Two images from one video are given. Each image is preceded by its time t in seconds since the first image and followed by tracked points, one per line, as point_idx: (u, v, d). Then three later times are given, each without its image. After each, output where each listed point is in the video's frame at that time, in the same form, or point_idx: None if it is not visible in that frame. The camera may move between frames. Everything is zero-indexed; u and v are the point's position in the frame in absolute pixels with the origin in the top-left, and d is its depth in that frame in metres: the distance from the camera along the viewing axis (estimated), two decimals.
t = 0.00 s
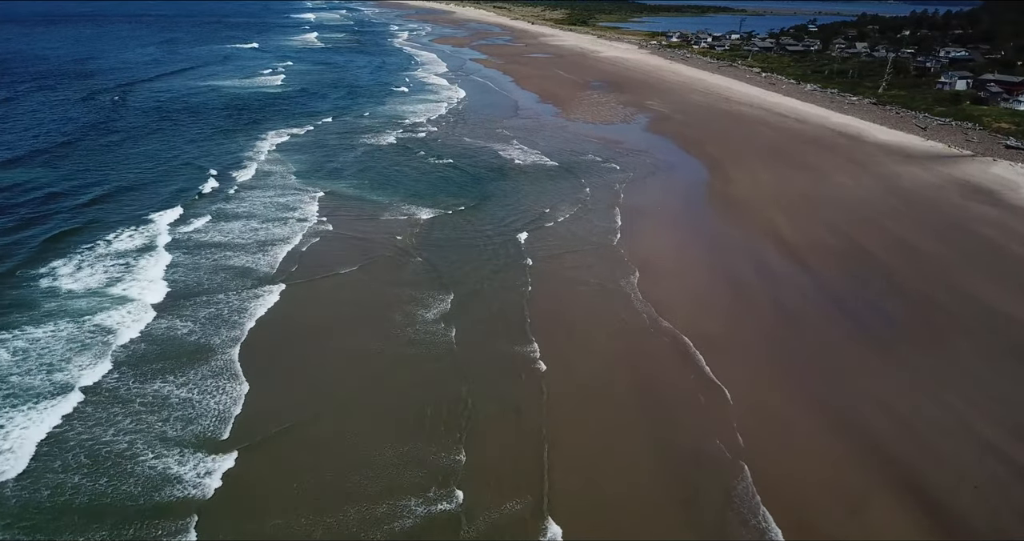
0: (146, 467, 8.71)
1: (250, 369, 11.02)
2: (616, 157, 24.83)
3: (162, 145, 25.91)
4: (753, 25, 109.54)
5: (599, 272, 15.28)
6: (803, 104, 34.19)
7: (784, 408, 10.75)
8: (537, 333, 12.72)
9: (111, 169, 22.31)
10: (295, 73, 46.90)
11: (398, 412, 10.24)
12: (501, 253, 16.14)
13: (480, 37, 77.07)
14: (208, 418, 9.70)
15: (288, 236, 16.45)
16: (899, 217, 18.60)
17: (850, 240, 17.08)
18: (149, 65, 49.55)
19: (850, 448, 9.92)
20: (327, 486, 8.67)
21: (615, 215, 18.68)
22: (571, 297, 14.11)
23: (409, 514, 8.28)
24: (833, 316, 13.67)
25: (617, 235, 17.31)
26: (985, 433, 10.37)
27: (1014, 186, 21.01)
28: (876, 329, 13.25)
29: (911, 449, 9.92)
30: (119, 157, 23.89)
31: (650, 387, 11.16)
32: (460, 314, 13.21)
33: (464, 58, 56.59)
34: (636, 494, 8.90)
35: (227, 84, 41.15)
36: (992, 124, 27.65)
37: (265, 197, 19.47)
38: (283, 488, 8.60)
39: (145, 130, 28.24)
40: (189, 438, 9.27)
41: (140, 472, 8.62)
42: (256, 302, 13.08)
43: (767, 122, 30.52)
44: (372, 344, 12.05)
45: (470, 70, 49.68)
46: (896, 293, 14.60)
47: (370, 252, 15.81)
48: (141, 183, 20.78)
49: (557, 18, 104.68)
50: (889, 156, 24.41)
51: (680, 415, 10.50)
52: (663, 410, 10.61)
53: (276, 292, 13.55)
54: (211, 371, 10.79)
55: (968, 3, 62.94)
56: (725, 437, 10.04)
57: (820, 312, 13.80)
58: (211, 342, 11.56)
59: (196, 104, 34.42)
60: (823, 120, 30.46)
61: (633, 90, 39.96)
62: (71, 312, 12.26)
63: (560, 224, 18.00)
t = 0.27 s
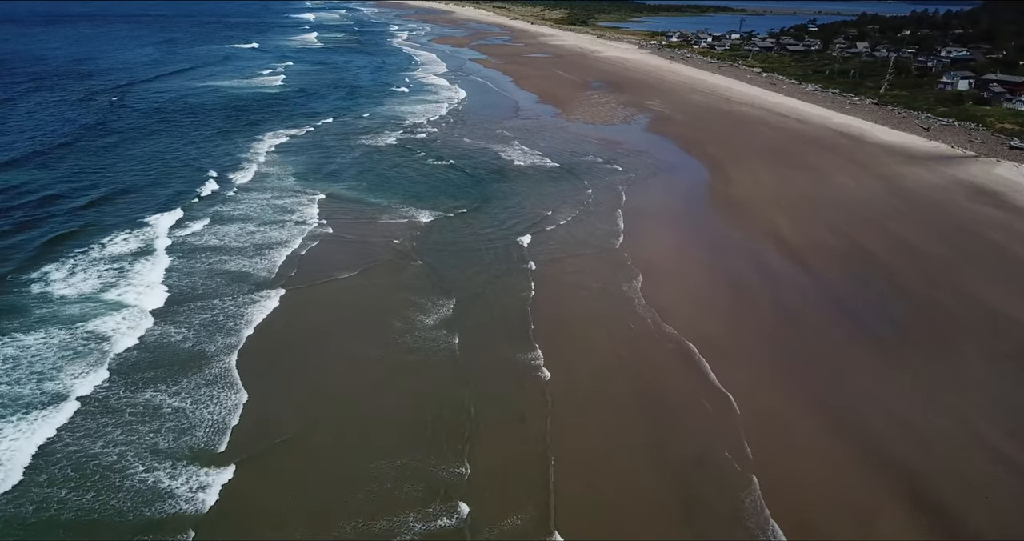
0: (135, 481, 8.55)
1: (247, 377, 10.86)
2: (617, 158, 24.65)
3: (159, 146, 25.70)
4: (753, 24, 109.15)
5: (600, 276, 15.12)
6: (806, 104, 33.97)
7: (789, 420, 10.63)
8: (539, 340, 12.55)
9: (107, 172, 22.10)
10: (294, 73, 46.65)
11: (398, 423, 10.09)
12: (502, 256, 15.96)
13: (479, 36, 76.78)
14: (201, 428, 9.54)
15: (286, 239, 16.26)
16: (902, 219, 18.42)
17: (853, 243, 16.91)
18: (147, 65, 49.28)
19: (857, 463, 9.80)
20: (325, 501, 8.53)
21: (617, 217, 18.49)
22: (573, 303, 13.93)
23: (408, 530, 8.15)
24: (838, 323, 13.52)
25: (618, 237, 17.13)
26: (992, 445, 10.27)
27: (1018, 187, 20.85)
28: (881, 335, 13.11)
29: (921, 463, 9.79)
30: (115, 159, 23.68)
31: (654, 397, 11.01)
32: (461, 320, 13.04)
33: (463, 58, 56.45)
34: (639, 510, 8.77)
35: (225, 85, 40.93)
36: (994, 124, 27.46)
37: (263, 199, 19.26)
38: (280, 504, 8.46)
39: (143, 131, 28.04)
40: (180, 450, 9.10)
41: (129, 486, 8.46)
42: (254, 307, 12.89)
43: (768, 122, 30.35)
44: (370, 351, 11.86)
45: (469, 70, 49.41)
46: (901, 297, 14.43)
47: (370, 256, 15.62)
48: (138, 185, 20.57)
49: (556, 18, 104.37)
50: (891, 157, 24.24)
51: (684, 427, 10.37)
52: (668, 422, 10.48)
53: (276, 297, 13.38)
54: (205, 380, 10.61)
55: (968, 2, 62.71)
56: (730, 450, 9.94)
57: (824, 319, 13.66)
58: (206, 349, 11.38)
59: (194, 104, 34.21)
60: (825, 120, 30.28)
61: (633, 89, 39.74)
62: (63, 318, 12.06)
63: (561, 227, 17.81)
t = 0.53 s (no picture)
0: (124, 496, 8.38)
1: (241, 386, 10.66)
2: (619, 159, 24.44)
3: (155, 148, 25.49)
4: (753, 24, 108.81)
5: (602, 282, 14.90)
6: (807, 105, 33.78)
7: (797, 430, 10.38)
8: (540, 348, 12.32)
9: (103, 173, 21.87)
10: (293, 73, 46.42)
11: (396, 435, 9.86)
12: (502, 260, 15.75)
13: (478, 36, 76.53)
14: (193, 440, 9.35)
15: (284, 242, 16.04)
16: (907, 223, 18.19)
17: (857, 247, 16.68)
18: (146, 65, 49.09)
19: (866, 475, 9.56)
20: (324, 519, 8.31)
21: (618, 221, 18.28)
22: (574, 309, 13.71)
23: None
24: (844, 329, 13.28)
25: (620, 242, 16.91)
26: (1004, 454, 10.03)
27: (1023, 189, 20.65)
28: (888, 342, 12.85)
29: (931, 474, 9.55)
30: (111, 161, 23.46)
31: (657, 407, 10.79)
32: (460, 327, 12.83)
33: (462, 58, 56.30)
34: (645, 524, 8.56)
35: (224, 85, 40.72)
36: (998, 125, 27.27)
37: (260, 202, 19.04)
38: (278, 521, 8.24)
39: (140, 132, 27.85)
40: (171, 463, 8.92)
41: (117, 501, 8.28)
42: (250, 313, 12.69)
43: (769, 123, 30.15)
44: (367, 360, 11.64)
45: (469, 70, 49.21)
46: (909, 302, 14.18)
47: (368, 260, 15.41)
48: (133, 187, 20.34)
49: (556, 18, 104.13)
50: (895, 159, 24.01)
51: (689, 438, 10.14)
52: (673, 432, 10.25)
53: (274, 303, 13.19)
54: (199, 389, 10.41)
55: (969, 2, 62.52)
56: (736, 462, 9.70)
57: (830, 325, 13.42)
58: (201, 357, 11.18)
59: (192, 105, 34.01)
60: (827, 121, 30.07)
61: (634, 90, 39.53)
62: (55, 325, 11.86)
63: (562, 230, 17.60)
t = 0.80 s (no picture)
0: (109, 514, 8.14)
1: (234, 397, 10.43)
2: (619, 161, 24.20)
3: (152, 150, 25.25)
4: (753, 24, 108.59)
5: (603, 287, 14.64)
6: (809, 105, 33.52)
7: (805, 441, 10.11)
8: (541, 357, 12.07)
9: (98, 176, 21.65)
10: (292, 74, 46.18)
11: (395, 450, 9.63)
12: (501, 266, 15.50)
13: (478, 36, 76.37)
14: (183, 454, 9.11)
15: (280, 247, 15.80)
16: (912, 225, 17.92)
17: (864, 251, 16.39)
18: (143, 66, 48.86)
19: (878, 489, 9.28)
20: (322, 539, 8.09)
21: (620, 224, 18.04)
22: (575, 316, 13.45)
23: None
24: (851, 335, 13.01)
25: (621, 246, 16.66)
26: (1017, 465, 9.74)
27: None
28: (896, 348, 12.58)
29: (943, 487, 9.29)
30: (106, 163, 23.22)
31: (661, 418, 10.54)
32: (458, 336, 12.59)
33: (461, 58, 56.12)
34: None
35: (222, 86, 40.47)
36: (1002, 126, 27.02)
37: (255, 205, 18.79)
38: None
39: (137, 134, 27.60)
40: (158, 479, 8.69)
41: (103, 520, 8.06)
42: (245, 322, 12.46)
43: (771, 124, 29.92)
44: (363, 371, 11.41)
45: (468, 70, 48.96)
46: (916, 307, 13.91)
47: (365, 266, 15.16)
48: (128, 190, 20.08)
49: (555, 17, 103.89)
50: (898, 160, 23.76)
51: (694, 450, 9.88)
52: (678, 445, 9.98)
53: (269, 310, 12.96)
54: (190, 401, 10.16)
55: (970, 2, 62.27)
56: (742, 474, 9.43)
57: (836, 331, 13.15)
58: (193, 366, 10.95)
59: (189, 106, 33.77)
60: (829, 122, 29.83)
61: (634, 90, 39.29)
62: (45, 334, 11.63)
63: (562, 234, 17.35)
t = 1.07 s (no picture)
0: (96, 531, 7.94)
1: (227, 407, 10.22)
2: (620, 162, 24.01)
3: (148, 151, 25.04)
4: (753, 23, 108.39)
5: (604, 293, 14.42)
6: (810, 105, 33.29)
7: (811, 455, 9.90)
8: (541, 365, 11.85)
9: (94, 178, 21.44)
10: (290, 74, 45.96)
11: (392, 463, 9.42)
12: (501, 270, 15.29)
13: (477, 36, 76.14)
14: (174, 467, 8.89)
15: (277, 251, 15.59)
16: (917, 228, 17.70)
17: (868, 254, 16.21)
18: (141, 66, 48.59)
19: (886, 505, 9.07)
20: None
21: (621, 227, 17.82)
22: (575, 322, 13.21)
23: None
24: (857, 343, 12.79)
25: (622, 250, 16.43)
26: None
27: None
28: (903, 356, 12.35)
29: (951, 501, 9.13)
30: (102, 165, 23.01)
31: (664, 430, 10.33)
32: (457, 343, 12.37)
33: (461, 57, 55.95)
34: None
35: (220, 86, 40.22)
36: (1005, 126, 26.83)
37: (251, 208, 18.56)
38: None
39: (133, 136, 27.36)
40: (147, 494, 8.48)
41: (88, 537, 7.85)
42: (239, 328, 12.26)
43: (772, 124, 29.71)
44: (359, 381, 11.20)
45: (468, 70, 48.74)
46: (922, 313, 13.66)
47: (363, 270, 14.94)
48: (123, 193, 19.86)
49: (554, 17, 103.62)
50: (901, 162, 23.53)
51: (699, 464, 9.66)
52: (682, 457, 9.77)
53: (265, 316, 12.76)
54: (182, 411, 9.96)
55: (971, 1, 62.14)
56: (748, 487, 9.25)
57: (841, 339, 12.93)
58: (186, 375, 10.73)
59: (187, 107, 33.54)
60: (830, 122, 29.64)
61: (634, 90, 39.09)
62: (35, 341, 11.41)
63: (563, 237, 17.13)
